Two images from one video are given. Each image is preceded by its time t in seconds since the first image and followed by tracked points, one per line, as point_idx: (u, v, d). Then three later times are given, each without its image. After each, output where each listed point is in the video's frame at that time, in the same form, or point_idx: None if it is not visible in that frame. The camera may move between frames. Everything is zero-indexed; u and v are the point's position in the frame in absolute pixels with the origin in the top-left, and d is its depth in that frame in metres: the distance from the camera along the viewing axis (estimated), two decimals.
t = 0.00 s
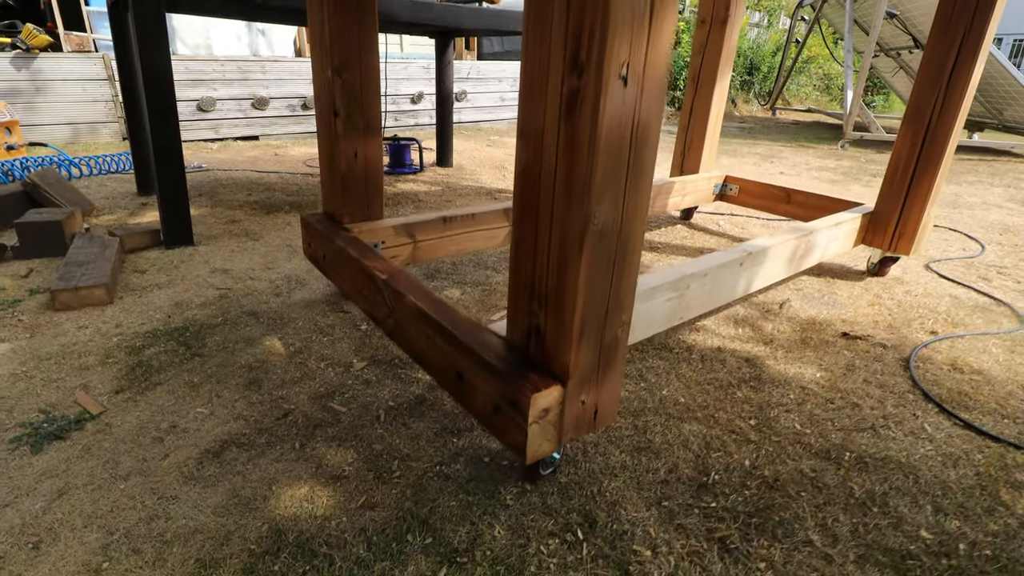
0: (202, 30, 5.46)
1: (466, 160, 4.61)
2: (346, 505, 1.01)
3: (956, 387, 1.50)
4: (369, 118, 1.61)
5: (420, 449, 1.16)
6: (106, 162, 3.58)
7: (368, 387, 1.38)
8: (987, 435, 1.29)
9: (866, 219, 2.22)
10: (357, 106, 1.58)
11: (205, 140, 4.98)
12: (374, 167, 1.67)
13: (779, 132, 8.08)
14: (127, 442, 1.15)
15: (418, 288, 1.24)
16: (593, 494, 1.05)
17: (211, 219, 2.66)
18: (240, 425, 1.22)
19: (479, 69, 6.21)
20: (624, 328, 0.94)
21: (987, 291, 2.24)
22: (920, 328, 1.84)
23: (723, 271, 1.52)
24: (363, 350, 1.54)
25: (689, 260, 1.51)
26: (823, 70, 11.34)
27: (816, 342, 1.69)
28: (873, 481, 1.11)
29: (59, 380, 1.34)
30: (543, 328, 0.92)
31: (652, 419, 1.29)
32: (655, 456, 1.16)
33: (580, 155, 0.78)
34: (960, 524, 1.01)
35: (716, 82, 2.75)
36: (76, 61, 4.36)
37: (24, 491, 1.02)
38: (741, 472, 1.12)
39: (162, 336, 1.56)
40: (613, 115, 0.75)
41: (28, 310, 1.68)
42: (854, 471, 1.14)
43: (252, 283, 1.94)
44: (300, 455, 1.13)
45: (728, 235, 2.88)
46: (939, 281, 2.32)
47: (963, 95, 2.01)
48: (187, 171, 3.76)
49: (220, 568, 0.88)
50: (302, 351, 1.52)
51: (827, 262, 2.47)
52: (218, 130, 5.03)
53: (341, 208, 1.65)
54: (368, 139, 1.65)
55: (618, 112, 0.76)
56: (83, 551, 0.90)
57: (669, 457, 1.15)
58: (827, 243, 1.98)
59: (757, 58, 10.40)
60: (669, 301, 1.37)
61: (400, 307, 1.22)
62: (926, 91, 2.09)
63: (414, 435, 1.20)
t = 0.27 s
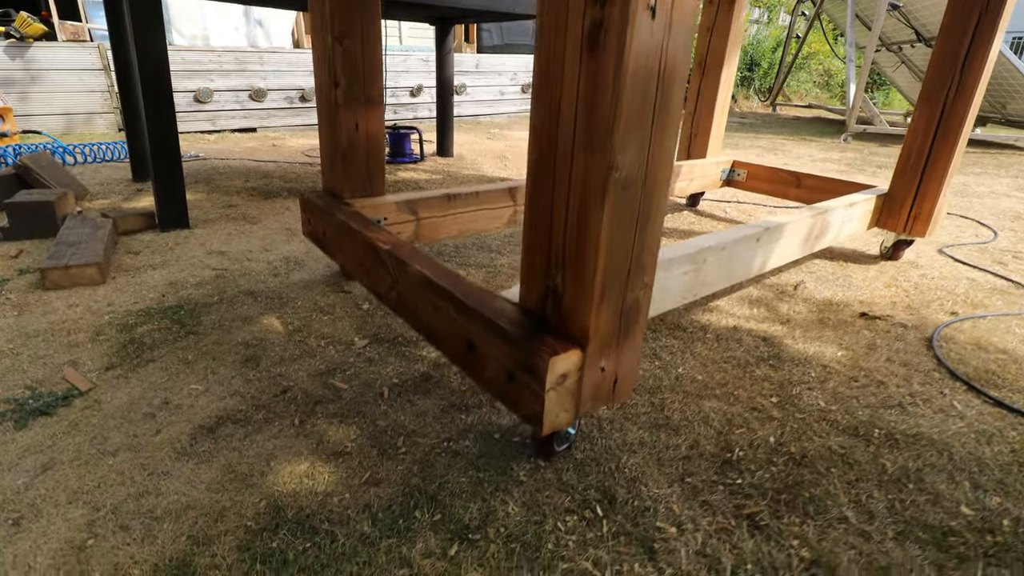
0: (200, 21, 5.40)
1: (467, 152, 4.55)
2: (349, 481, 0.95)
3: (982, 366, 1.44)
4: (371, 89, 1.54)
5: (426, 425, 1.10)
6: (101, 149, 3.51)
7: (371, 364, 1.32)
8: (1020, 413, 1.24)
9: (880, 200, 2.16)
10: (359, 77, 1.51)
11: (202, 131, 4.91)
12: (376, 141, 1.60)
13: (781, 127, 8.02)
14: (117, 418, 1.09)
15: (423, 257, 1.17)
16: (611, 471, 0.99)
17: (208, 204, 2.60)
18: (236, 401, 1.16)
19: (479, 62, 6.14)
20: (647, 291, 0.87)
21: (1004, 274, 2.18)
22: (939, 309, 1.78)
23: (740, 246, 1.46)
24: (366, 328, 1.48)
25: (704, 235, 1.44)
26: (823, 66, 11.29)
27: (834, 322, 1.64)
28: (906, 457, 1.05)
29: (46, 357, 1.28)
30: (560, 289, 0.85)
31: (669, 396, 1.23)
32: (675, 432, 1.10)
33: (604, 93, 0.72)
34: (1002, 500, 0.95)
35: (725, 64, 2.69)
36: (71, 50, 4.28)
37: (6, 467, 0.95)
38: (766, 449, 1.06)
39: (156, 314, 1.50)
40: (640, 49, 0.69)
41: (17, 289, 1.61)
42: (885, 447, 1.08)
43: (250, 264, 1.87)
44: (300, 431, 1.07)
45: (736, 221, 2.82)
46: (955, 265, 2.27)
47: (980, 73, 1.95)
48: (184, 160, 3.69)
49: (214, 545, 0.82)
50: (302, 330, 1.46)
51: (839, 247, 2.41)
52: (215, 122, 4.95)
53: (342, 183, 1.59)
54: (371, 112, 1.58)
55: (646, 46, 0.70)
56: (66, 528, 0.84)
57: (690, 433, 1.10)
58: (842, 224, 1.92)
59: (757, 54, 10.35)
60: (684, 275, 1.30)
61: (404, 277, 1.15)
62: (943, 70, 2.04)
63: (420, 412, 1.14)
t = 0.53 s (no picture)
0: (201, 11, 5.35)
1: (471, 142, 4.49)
2: (358, 447, 0.89)
3: (1013, 340, 1.38)
4: (378, 54, 1.48)
5: (437, 393, 1.05)
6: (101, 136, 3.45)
7: (378, 335, 1.26)
8: None
9: (897, 180, 2.10)
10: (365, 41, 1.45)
11: (203, 122, 4.85)
12: (383, 111, 1.54)
13: (787, 121, 7.95)
14: (113, 384, 1.04)
15: (434, 219, 1.12)
16: (635, 438, 0.93)
17: (209, 186, 2.55)
18: (238, 369, 1.10)
19: (482, 55, 6.09)
20: (675, 242, 0.81)
21: None
22: (963, 287, 1.73)
23: (761, 216, 1.39)
24: (372, 301, 1.43)
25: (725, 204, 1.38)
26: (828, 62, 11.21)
27: (856, 298, 1.58)
28: (945, 427, 1.00)
29: (41, 326, 1.23)
30: (583, 239, 0.79)
31: (690, 367, 1.17)
32: (700, 401, 1.04)
33: (635, 16, 0.66)
34: None
35: (737, 44, 2.63)
36: (71, 38, 4.13)
37: None
38: (796, 418, 1.00)
39: (155, 286, 1.45)
40: None
41: (13, 263, 1.56)
42: (921, 417, 1.02)
43: (252, 240, 1.82)
44: (305, 398, 1.02)
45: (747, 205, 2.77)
46: (974, 247, 2.21)
47: (1003, 46, 1.89)
48: (185, 147, 3.64)
49: (215, 509, 0.76)
50: (306, 302, 1.41)
51: (854, 229, 2.36)
52: (217, 112, 4.90)
53: (347, 154, 1.53)
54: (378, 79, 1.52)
55: None
56: (58, 492, 0.79)
57: (715, 402, 1.04)
58: (862, 200, 1.87)
59: (761, 50, 10.28)
60: (707, 242, 1.24)
61: (414, 240, 1.10)
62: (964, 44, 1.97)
63: (431, 381, 1.09)
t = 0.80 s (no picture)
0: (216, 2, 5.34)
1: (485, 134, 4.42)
2: (364, 423, 0.83)
3: None
4: (391, 23, 1.42)
5: (450, 370, 0.98)
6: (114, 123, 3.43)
7: (388, 312, 1.20)
8: None
9: (933, 161, 1.96)
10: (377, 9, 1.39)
11: (217, 113, 4.83)
12: (395, 84, 1.48)
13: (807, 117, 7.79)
14: (109, 356, 0.98)
15: (448, 187, 1.05)
16: (663, 418, 0.86)
17: (219, 170, 2.50)
18: (241, 344, 1.05)
19: (496, 48, 6.03)
20: (712, 199, 0.74)
21: None
22: (1007, 273, 1.63)
23: (795, 192, 1.31)
24: (382, 280, 1.36)
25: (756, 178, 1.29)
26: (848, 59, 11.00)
27: (894, 283, 1.49)
28: (1004, 412, 0.91)
29: (40, 298, 1.19)
30: (611, 195, 0.72)
31: (720, 348, 1.09)
32: (732, 382, 0.97)
33: None
34: None
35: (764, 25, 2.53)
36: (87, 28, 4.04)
37: None
38: (839, 401, 0.92)
39: (160, 262, 1.40)
40: None
41: (16, 238, 1.53)
42: (976, 402, 0.94)
43: (260, 220, 1.77)
44: (310, 373, 0.96)
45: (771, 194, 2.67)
46: (1014, 235, 2.10)
47: None
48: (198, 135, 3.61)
49: (209, 484, 0.70)
50: (314, 279, 1.35)
51: (885, 217, 2.25)
52: (231, 104, 4.88)
53: (358, 128, 1.48)
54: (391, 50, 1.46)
55: None
56: (43, 463, 0.73)
57: (749, 383, 0.96)
58: (897, 182, 1.77)
59: (780, 46, 10.11)
60: (738, 216, 1.15)
61: (426, 208, 1.03)
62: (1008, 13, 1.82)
63: (443, 358, 1.02)
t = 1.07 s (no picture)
0: None
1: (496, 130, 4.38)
2: (362, 414, 0.80)
3: None
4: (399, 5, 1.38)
5: (453, 362, 0.95)
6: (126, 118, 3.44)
7: (392, 303, 1.17)
8: None
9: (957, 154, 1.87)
10: None
11: (229, 110, 4.84)
12: (403, 69, 1.45)
13: (823, 115, 7.66)
14: (105, 344, 0.96)
15: (453, 172, 1.02)
16: (676, 413, 0.82)
17: (228, 163, 2.49)
18: (239, 333, 1.02)
19: (508, 45, 5.99)
20: (732, 180, 0.70)
21: None
22: None
23: (816, 181, 1.26)
24: (387, 271, 1.33)
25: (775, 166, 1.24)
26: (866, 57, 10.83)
27: (918, 277, 1.43)
28: None
29: (40, 285, 1.17)
30: (624, 174, 0.68)
31: (736, 341, 1.05)
32: (750, 377, 0.92)
33: None
34: None
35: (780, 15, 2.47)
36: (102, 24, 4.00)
37: None
38: (863, 397, 0.87)
39: (162, 251, 1.38)
40: None
41: (21, 227, 1.51)
42: (1010, 399, 0.88)
43: (266, 211, 1.75)
44: (308, 363, 0.92)
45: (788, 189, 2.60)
46: None
47: None
48: (209, 130, 3.61)
49: (197, 476, 0.67)
50: (317, 270, 1.32)
51: (906, 213, 2.18)
52: (243, 101, 4.88)
53: (364, 116, 1.44)
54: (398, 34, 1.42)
55: None
56: (28, 452, 0.70)
57: (768, 377, 0.92)
58: (921, 175, 1.71)
59: (796, 44, 9.97)
60: (757, 205, 1.11)
61: (431, 194, 1.00)
62: None
63: (446, 349, 0.99)
